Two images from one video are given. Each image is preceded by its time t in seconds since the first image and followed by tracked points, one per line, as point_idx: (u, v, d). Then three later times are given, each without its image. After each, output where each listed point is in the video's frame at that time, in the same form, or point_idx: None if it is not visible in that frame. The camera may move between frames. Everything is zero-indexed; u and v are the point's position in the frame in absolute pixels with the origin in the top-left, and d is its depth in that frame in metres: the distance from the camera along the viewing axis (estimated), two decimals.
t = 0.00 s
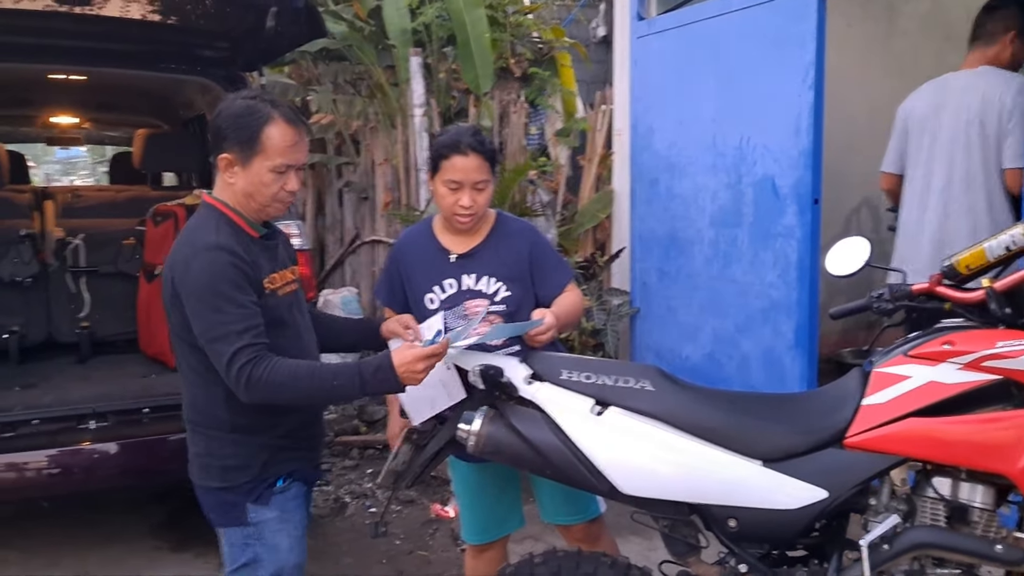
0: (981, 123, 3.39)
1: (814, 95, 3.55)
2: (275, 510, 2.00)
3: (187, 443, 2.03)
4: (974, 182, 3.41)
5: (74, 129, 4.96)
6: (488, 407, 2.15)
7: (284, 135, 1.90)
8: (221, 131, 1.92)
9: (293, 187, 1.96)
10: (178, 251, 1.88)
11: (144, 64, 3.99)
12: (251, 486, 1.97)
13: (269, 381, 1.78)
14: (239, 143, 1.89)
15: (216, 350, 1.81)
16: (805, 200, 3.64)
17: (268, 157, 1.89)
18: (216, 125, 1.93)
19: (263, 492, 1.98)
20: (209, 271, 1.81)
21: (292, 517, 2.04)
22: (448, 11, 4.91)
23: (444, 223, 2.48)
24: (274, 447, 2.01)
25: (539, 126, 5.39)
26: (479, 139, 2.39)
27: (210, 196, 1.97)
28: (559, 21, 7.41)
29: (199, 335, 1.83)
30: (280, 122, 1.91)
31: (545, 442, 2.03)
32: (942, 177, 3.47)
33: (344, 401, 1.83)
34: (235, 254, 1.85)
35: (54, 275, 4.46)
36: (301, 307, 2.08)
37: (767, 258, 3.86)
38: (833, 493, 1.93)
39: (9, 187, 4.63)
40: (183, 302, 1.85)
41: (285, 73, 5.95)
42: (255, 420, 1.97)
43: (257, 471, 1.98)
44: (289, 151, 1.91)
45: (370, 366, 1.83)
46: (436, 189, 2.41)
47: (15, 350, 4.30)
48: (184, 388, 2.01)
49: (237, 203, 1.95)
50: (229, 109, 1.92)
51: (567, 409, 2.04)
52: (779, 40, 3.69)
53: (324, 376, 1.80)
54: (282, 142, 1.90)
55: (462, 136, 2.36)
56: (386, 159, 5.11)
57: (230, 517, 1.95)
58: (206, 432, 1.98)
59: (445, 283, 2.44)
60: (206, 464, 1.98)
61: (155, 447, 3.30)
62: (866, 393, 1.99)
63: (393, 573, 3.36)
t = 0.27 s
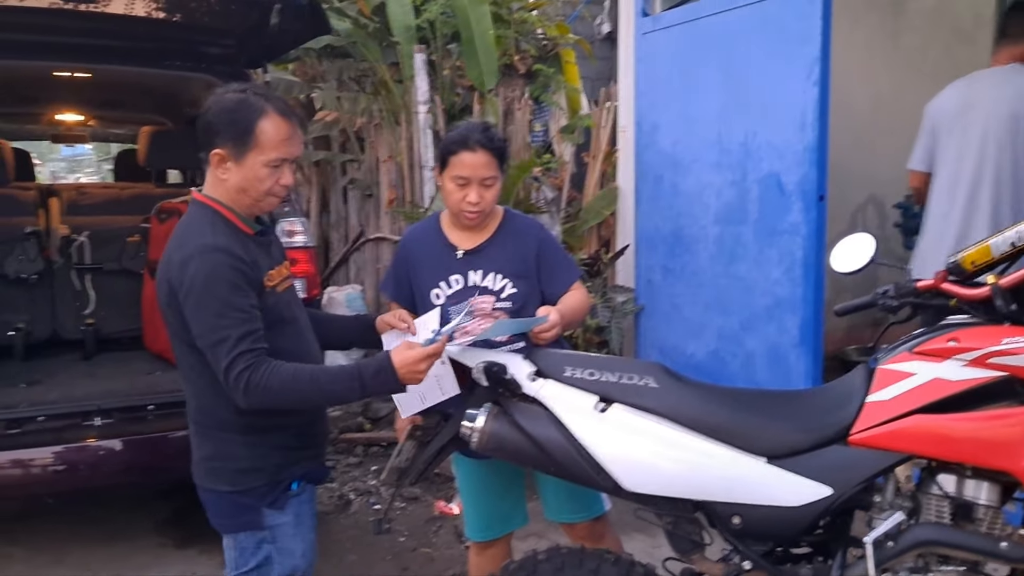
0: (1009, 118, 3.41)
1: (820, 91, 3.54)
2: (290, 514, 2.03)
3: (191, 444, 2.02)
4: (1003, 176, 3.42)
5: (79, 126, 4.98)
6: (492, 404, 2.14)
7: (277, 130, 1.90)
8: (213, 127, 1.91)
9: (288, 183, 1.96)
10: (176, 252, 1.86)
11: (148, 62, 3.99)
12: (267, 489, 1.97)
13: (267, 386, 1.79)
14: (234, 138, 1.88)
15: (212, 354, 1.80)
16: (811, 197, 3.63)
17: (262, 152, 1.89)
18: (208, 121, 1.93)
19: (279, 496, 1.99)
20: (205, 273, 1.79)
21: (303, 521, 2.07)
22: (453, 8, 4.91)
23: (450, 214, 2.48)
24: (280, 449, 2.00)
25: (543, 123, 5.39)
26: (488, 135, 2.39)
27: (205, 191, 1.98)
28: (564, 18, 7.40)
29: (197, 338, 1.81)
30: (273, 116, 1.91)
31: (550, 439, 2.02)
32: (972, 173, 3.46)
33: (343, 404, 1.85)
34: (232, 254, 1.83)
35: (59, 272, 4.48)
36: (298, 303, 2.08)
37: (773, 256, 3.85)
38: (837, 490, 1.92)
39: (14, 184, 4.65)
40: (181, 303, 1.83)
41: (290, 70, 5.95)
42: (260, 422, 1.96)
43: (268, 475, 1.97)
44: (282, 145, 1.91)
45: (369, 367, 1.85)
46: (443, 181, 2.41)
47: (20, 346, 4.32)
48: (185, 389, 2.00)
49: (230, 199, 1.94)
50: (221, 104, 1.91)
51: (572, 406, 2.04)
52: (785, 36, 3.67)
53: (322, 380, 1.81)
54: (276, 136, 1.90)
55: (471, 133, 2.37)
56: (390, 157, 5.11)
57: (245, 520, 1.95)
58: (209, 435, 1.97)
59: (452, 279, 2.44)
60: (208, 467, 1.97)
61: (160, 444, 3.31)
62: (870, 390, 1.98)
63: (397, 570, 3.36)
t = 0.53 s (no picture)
0: None
1: (828, 86, 3.53)
2: (285, 524, 2.05)
3: (191, 449, 2.01)
4: None
5: (89, 123, 5.00)
6: (498, 400, 2.15)
7: (281, 122, 1.91)
8: (213, 123, 1.89)
9: (291, 176, 1.97)
10: (176, 247, 1.86)
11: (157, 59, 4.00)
12: (264, 497, 1.98)
13: (254, 393, 1.79)
14: (240, 133, 1.87)
15: (205, 354, 1.79)
16: (818, 193, 3.62)
17: (268, 146, 1.89)
18: (206, 116, 1.90)
19: (276, 505, 2.01)
20: (205, 270, 1.79)
21: (296, 531, 2.10)
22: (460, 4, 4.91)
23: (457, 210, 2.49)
24: (280, 455, 1.99)
25: (551, 119, 5.39)
26: (496, 130, 2.39)
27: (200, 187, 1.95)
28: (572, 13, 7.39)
29: (191, 337, 1.81)
30: (276, 109, 1.91)
31: (557, 435, 2.03)
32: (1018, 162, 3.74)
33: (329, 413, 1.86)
34: (233, 252, 1.82)
35: (69, 269, 4.53)
36: (297, 302, 2.08)
37: (780, 251, 3.84)
38: (845, 486, 1.92)
39: (24, 181, 4.68)
40: (178, 299, 1.83)
41: (298, 66, 5.97)
42: (259, 426, 1.95)
43: (269, 483, 1.98)
44: (287, 138, 1.91)
45: (357, 382, 1.87)
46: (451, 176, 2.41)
47: (31, 342, 4.34)
48: (182, 388, 2.00)
49: (231, 194, 1.93)
50: (219, 99, 1.89)
51: (578, 401, 2.04)
52: (793, 30, 3.66)
53: (309, 393, 1.83)
54: (280, 129, 1.90)
55: (477, 128, 2.37)
56: (397, 152, 5.11)
57: (240, 528, 1.96)
58: (211, 440, 1.96)
59: (460, 275, 2.45)
60: (208, 474, 1.96)
61: (169, 440, 3.32)
62: (879, 386, 1.97)
63: (405, 565, 3.37)
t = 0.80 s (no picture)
0: None
1: (840, 81, 3.52)
2: (285, 527, 2.02)
3: (186, 452, 1.97)
4: None
5: (101, 121, 5.03)
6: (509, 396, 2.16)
7: (288, 121, 1.87)
8: (216, 119, 1.84)
9: (293, 175, 1.94)
10: (177, 248, 1.81)
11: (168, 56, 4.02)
12: (266, 501, 1.96)
13: (260, 399, 1.78)
14: (247, 131, 1.83)
15: (211, 359, 1.75)
16: (830, 187, 3.61)
17: (273, 145, 1.86)
18: (209, 111, 1.85)
19: (276, 510, 1.99)
20: (209, 273, 1.74)
21: (295, 534, 2.07)
22: None
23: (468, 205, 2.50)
24: (280, 457, 1.98)
25: (561, 114, 5.39)
26: (506, 126, 2.39)
27: (197, 185, 1.91)
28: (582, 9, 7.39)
29: (194, 342, 1.76)
30: (283, 108, 1.87)
31: (566, 430, 2.03)
32: None
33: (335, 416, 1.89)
34: (238, 253, 1.78)
35: (83, 265, 4.56)
36: (296, 301, 2.06)
37: (791, 246, 3.83)
38: (855, 482, 1.92)
39: (37, 178, 4.71)
40: (181, 303, 1.78)
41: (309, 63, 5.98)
42: (260, 428, 1.93)
43: (268, 487, 1.96)
44: (293, 138, 1.88)
45: (368, 385, 1.92)
46: (462, 173, 2.41)
47: (45, 338, 4.37)
48: (180, 391, 1.96)
49: (230, 192, 1.89)
50: (224, 96, 1.84)
51: (588, 397, 2.04)
52: (807, 24, 3.63)
53: (321, 393, 1.85)
54: (287, 128, 1.87)
55: (488, 124, 2.37)
56: (408, 149, 5.12)
57: (236, 532, 1.93)
58: (209, 442, 1.93)
59: (469, 270, 2.45)
60: (206, 477, 1.93)
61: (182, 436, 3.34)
62: (889, 381, 1.97)
63: (416, 560, 3.38)
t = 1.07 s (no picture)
0: None
1: (852, 77, 3.51)
2: (293, 529, 2.03)
3: (192, 455, 1.94)
4: None
5: (115, 119, 5.06)
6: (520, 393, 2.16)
7: (295, 123, 1.86)
8: (223, 120, 1.81)
9: (298, 177, 1.92)
10: (186, 252, 1.79)
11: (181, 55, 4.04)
12: (275, 503, 1.95)
13: (276, 402, 1.77)
14: (256, 132, 1.81)
15: (226, 363, 1.74)
16: (842, 184, 3.59)
17: (281, 148, 1.84)
18: (216, 111, 1.82)
19: (286, 511, 1.99)
20: (222, 276, 1.73)
21: (304, 535, 2.08)
22: None
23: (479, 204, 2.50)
24: (290, 459, 1.98)
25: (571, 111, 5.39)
26: (517, 125, 2.39)
27: (200, 184, 1.89)
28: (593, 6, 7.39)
29: (208, 346, 1.75)
30: (292, 110, 1.85)
31: (577, 428, 2.03)
32: None
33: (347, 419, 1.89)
34: (250, 256, 1.77)
35: (97, 264, 4.59)
36: (300, 303, 2.05)
37: (803, 243, 3.82)
38: (867, 480, 1.91)
39: (52, 177, 4.74)
40: (193, 307, 1.76)
41: (321, 61, 6.00)
42: (270, 430, 1.92)
43: (278, 488, 1.96)
44: (300, 140, 1.87)
45: (380, 386, 1.92)
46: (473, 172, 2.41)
47: (60, 335, 4.41)
48: (187, 394, 1.93)
49: (233, 193, 1.87)
50: (233, 96, 1.82)
51: (599, 395, 2.04)
52: (820, 20, 3.61)
53: (334, 396, 1.85)
54: (295, 131, 1.85)
55: (498, 123, 2.37)
56: (419, 147, 5.13)
57: (246, 536, 1.91)
58: (219, 446, 1.90)
59: (480, 268, 2.46)
60: (214, 480, 1.91)
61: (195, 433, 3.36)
62: (901, 378, 1.96)
63: (428, 556, 3.40)
